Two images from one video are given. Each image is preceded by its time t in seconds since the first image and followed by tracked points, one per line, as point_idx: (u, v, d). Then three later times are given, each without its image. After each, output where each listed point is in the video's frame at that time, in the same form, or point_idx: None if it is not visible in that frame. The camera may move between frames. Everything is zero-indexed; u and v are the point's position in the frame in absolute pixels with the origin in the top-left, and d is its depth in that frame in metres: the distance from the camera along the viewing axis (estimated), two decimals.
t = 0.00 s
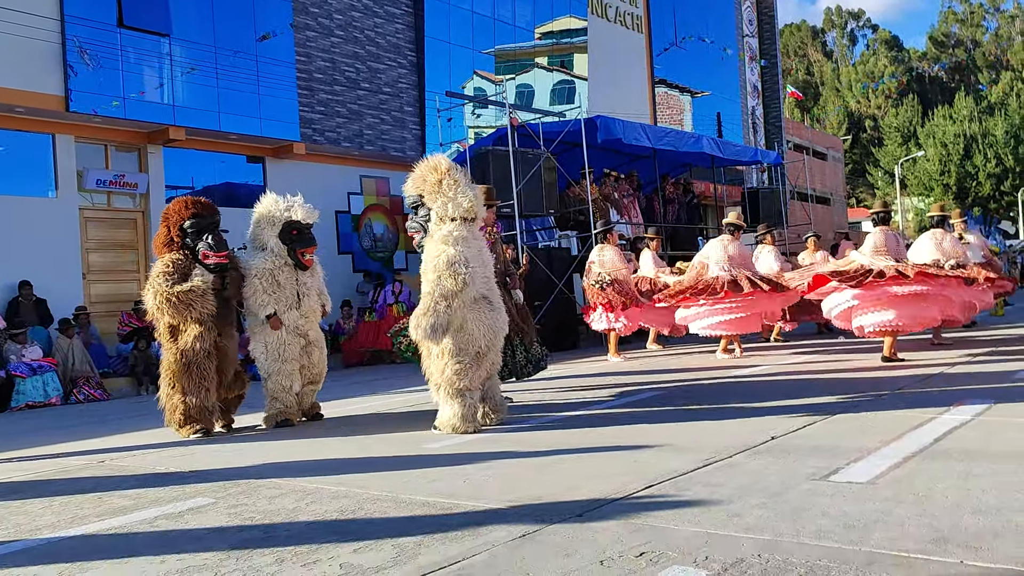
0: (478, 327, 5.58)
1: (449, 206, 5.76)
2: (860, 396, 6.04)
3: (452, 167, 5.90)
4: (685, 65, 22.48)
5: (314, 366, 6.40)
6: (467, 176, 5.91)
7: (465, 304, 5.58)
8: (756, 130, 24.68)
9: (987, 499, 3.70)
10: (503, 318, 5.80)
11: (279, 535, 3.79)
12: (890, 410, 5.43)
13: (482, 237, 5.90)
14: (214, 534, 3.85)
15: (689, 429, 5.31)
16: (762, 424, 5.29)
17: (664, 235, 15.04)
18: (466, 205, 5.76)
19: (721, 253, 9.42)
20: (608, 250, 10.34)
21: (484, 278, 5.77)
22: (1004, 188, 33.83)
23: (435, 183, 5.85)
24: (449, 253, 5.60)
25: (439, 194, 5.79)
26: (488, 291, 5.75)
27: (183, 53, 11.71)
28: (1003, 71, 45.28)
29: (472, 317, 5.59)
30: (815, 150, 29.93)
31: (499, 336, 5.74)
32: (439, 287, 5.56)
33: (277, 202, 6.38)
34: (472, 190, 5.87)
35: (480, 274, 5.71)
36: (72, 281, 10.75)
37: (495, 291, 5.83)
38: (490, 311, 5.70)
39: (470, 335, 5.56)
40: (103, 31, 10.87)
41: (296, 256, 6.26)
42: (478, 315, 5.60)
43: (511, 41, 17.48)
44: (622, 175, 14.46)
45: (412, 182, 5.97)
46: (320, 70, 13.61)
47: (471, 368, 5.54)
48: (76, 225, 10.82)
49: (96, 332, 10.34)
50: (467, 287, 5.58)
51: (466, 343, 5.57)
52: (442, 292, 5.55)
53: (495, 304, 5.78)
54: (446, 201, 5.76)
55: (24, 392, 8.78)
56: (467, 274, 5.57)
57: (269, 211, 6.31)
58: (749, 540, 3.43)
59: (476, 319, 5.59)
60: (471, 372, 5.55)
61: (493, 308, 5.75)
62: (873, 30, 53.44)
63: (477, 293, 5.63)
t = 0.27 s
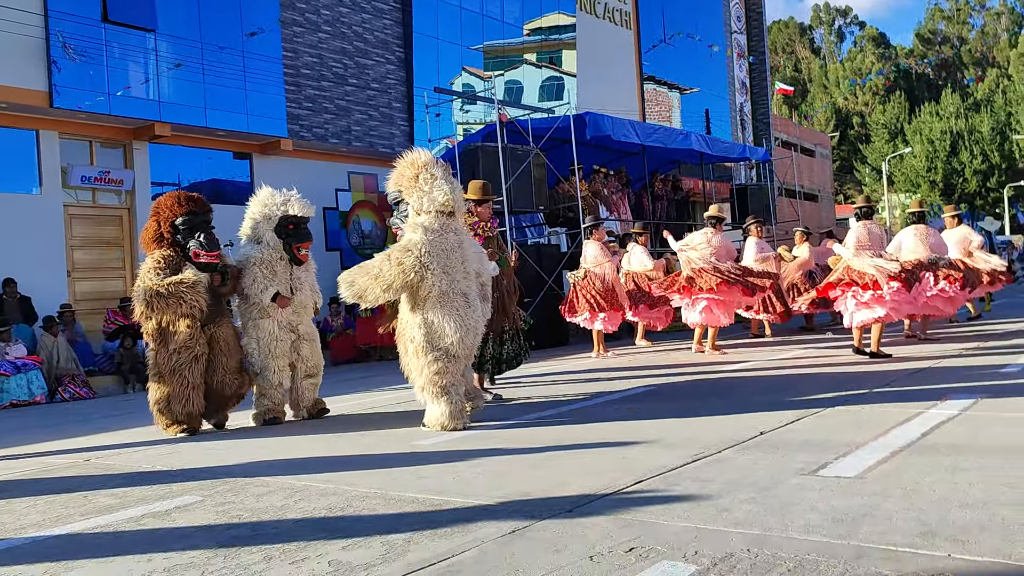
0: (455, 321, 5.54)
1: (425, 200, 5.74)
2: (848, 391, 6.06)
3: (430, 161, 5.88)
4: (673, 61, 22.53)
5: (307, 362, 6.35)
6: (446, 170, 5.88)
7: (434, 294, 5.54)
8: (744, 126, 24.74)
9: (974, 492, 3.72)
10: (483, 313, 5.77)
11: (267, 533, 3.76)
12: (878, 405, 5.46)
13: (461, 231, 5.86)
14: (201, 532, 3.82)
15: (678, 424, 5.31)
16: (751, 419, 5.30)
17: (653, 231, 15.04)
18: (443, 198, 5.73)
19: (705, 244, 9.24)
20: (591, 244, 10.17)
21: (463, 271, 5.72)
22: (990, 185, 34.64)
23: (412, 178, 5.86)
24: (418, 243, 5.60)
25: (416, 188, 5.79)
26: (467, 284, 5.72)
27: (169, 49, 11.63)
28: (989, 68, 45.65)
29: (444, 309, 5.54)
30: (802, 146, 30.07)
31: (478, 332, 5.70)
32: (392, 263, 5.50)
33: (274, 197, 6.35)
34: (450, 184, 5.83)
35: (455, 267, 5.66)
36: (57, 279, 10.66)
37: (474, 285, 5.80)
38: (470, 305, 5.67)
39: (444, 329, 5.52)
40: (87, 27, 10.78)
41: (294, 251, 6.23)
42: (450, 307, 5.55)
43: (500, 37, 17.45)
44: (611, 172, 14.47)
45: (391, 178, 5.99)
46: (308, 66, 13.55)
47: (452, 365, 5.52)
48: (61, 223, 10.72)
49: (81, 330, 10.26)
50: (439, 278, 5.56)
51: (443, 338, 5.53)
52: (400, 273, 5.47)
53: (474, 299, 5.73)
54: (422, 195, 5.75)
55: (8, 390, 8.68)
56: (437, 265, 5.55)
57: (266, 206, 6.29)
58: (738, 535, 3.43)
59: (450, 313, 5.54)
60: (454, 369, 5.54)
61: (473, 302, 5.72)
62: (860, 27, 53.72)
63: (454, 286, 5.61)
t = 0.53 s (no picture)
0: (447, 316, 5.54)
1: (414, 195, 5.75)
2: (839, 386, 6.09)
3: (421, 158, 5.88)
4: (663, 58, 22.54)
5: (310, 359, 6.33)
6: (436, 166, 5.88)
7: (424, 290, 5.55)
8: (735, 124, 24.50)
9: (963, 486, 3.75)
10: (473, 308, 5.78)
11: (259, 530, 3.76)
12: (867, 399, 5.48)
13: (452, 227, 5.87)
14: (193, 529, 3.81)
15: (669, 420, 5.32)
16: (743, 414, 5.32)
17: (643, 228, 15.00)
18: (432, 193, 5.74)
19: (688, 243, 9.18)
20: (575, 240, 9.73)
21: (454, 267, 5.73)
22: (979, 181, 34.76)
23: (403, 174, 5.84)
24: (410, 239, 5.58)
25: (406, 182, 5.78)
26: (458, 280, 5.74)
27: (159, 46, 11.59)
28: (977, 65, 45.89)
29: (435, 304, 5.54)
30: (793, 143, 30.16)
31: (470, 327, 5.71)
32: (386, 259, 5.46)
33: (281, 193, 6.40)
34: (441, 179, 5.83)
35: (445, 263, 5.66)
36: (47, 277, 10.61)
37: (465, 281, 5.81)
38: (461, 301, 5.68)
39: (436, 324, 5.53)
40: (76, 24, 10.74)
41: (296, 248, 6.22)
42: (441, 302, 5.54)
43: (490, 34, 17.46)
44: (602, 168, 14.50)
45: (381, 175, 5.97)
46: (299, 63, 13.52)
47: (444, 361, 5.51)
48: (51, 221, 10.68)
49: (72, 328, 10.22)
50: (429, 274, 5.55)
51: (434, 334, 5.54)
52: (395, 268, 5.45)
53: (463, 294, 5.73)
54: (411, 191, 5.75)
55: None
56: (427, 259, 5.54)
57: (273, 202, 6.31)
58: (730, 529, 3.45)
59: (441, 308, 5.53)
60: (445, 364, 5.53)
61: (463, 298, 5.73)
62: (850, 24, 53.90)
63: (444, 282, 5.62)
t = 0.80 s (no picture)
0: (432, 316, 5.57)
1: (402, 196, 5.68)
2: (833, 381, 6.09)
3: (407, 159, 5.82)
4: (657, 55, 22.55)
5: (309, 357, 6.30)
6: (424, 167, 5.83)
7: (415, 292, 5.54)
8: (729, 120, 24.77)
9: (957, 481, 3.75)
10: (460, 307, 5.80)
11: (252, 528, 3.75)
12: (861, 395, 5.48)
13: (444, 227, 5.83)
14: (186, 528, 3.81)
15: (664, 417, 5.32)
16: (737, 411, 5.31)
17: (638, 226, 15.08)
18: (420, 194, 5.68)
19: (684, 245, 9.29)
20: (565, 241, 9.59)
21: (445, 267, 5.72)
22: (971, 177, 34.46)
23: (390, 176, 5.79)
24: (406, 245, 5.54)
25: (394, 185, 5.73)
26: (446, 279, 5.75)
27: (152, 44, 11.56)
28: (971, 61, 45.97)
29: (425, 305, 5.56)
30: (788, 140, 30.19)
31: (455, 325, 5.72)
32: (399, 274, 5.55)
33: (280, 189, 6.37)
34: (430, 179, 5.80)
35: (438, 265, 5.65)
36: (41, 276, 10.58)
37: (453, 280, 5.81)
38: (447, 300, 5.71)
39: (422, 323, 5.55)
40: (68, 21, 10.70)
41: (294, 246, 6.18)
42: (433, 304, 5.58)
43: (484, 31, 17.45)
44: (597, 165, 14.49)
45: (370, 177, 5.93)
46: (292, 61, 13.50)
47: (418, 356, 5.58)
48: (45, 220, 10.65)
49: (66, 327, 10.21)
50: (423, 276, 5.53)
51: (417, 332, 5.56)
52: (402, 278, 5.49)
53: (449, 294, 5.75)
54: (399, 192, 5.69)
55: None
56: (421, 261, 5.50)
57: (273, 200, 6.31)
58: (724, 525, 3.45)
59: (432, 309, 5.58)
60: (423, 358, 5.59)
61: (449, 297, 5.75)
62: (844, 21, 53.94)
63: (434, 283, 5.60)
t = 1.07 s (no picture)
0: (415, 319, 5.49)
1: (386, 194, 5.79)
2: (831, 380, 6.10)
3: (399, 158, 5.92)
4: (655, 54, 22.54)
5: (309, 357, 6.28)
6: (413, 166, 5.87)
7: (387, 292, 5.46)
8: (727, 118, 24.74)
9: (955, 480, 3.76)
10: (452, 310, 5.67)
11: (251, 528, 3.76)
12: (860, 394, 5.49)
13: (432, 228, 5.82)
14: (185, 527, 3.81)
15: (661, 415, 5.32)
16: (735, 410, 5.32)
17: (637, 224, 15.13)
18: (402, 196, 5.75)
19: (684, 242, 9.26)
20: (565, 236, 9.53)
21: (428, 268, 5.65)
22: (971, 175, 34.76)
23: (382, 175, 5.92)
24: (380, 243, 5.56)
25: (382, 184, 5.85)
26: (431, 283, 5.64)
27: (149, 43, 11.54)
28: (969, 59, 46.01)
29: (405, 305, 5.51)
30: (786, 138, 30.20)
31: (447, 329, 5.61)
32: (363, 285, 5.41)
33: (280, 189, 6.35)
34: (417, 180, 5.83)
35: (420, 265, 5.60)
36: (39, 276, 10.58)
37: (443, 283, 5.71)
38: (434, 304, 5.57)
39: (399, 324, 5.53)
40: (66, 21, 10.69)
41: (294, 246, 6.13)
42: (414, 306, 5.49)
43: (483, 30, 17.45)
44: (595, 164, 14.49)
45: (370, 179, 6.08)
46: (290, 60, 13.49)
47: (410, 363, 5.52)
48: (43, 219, 10.65)
49: (64, 327, 10.20)
50: (400, 275, 5.49)
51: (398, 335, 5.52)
52: (371, 280, 5.41)
53: (437, 298, 5.63)
54: (383, 193, 5.82)
55: None
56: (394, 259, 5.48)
57: (271, 199, 6.29)
58: (722, 524, 3.45)
59: (414, 311, 5.49)
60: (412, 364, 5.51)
61: (437, 301, 5.61)
62: (842, 19, 53.96)
63: (413, 283, 5.53)
